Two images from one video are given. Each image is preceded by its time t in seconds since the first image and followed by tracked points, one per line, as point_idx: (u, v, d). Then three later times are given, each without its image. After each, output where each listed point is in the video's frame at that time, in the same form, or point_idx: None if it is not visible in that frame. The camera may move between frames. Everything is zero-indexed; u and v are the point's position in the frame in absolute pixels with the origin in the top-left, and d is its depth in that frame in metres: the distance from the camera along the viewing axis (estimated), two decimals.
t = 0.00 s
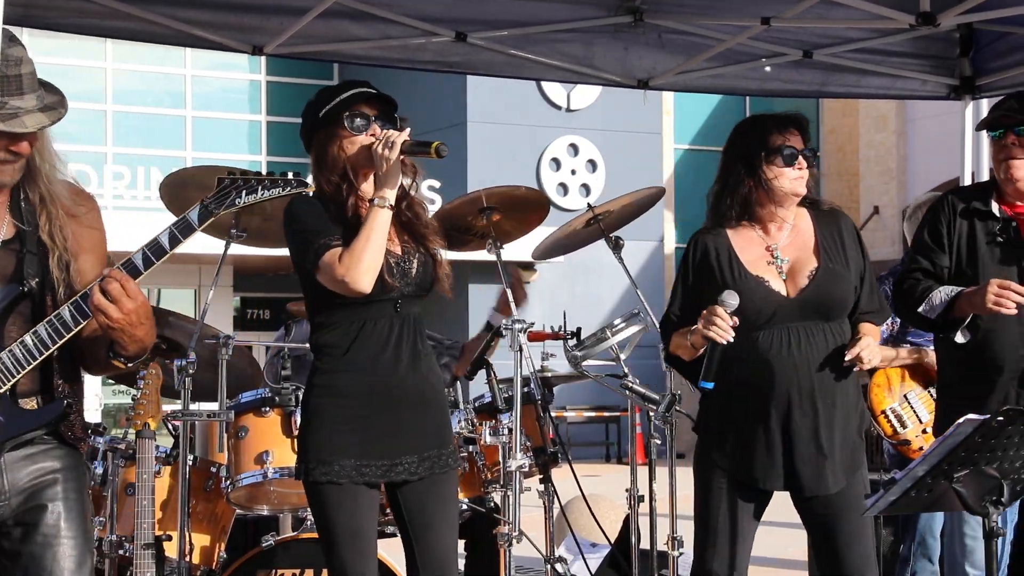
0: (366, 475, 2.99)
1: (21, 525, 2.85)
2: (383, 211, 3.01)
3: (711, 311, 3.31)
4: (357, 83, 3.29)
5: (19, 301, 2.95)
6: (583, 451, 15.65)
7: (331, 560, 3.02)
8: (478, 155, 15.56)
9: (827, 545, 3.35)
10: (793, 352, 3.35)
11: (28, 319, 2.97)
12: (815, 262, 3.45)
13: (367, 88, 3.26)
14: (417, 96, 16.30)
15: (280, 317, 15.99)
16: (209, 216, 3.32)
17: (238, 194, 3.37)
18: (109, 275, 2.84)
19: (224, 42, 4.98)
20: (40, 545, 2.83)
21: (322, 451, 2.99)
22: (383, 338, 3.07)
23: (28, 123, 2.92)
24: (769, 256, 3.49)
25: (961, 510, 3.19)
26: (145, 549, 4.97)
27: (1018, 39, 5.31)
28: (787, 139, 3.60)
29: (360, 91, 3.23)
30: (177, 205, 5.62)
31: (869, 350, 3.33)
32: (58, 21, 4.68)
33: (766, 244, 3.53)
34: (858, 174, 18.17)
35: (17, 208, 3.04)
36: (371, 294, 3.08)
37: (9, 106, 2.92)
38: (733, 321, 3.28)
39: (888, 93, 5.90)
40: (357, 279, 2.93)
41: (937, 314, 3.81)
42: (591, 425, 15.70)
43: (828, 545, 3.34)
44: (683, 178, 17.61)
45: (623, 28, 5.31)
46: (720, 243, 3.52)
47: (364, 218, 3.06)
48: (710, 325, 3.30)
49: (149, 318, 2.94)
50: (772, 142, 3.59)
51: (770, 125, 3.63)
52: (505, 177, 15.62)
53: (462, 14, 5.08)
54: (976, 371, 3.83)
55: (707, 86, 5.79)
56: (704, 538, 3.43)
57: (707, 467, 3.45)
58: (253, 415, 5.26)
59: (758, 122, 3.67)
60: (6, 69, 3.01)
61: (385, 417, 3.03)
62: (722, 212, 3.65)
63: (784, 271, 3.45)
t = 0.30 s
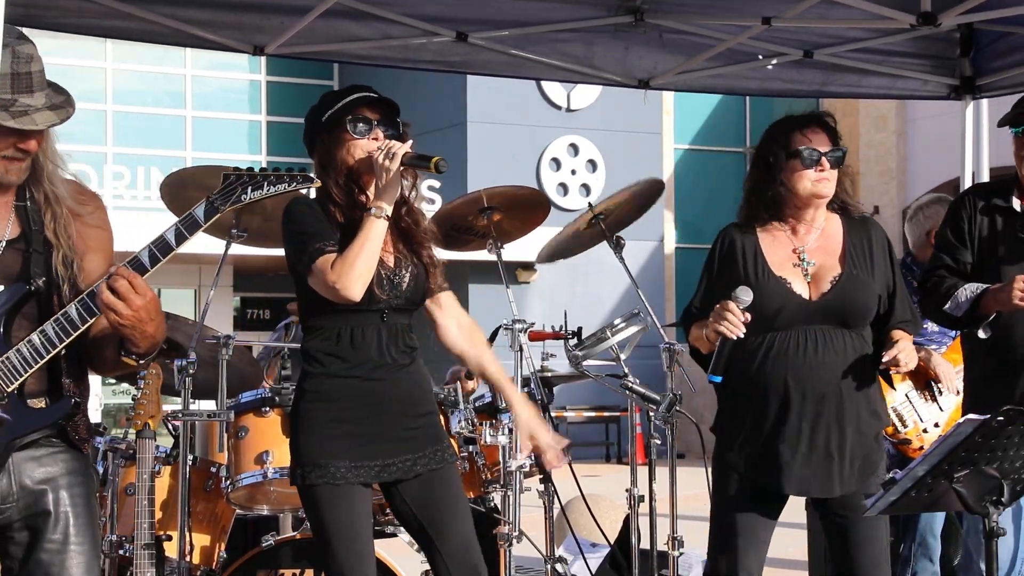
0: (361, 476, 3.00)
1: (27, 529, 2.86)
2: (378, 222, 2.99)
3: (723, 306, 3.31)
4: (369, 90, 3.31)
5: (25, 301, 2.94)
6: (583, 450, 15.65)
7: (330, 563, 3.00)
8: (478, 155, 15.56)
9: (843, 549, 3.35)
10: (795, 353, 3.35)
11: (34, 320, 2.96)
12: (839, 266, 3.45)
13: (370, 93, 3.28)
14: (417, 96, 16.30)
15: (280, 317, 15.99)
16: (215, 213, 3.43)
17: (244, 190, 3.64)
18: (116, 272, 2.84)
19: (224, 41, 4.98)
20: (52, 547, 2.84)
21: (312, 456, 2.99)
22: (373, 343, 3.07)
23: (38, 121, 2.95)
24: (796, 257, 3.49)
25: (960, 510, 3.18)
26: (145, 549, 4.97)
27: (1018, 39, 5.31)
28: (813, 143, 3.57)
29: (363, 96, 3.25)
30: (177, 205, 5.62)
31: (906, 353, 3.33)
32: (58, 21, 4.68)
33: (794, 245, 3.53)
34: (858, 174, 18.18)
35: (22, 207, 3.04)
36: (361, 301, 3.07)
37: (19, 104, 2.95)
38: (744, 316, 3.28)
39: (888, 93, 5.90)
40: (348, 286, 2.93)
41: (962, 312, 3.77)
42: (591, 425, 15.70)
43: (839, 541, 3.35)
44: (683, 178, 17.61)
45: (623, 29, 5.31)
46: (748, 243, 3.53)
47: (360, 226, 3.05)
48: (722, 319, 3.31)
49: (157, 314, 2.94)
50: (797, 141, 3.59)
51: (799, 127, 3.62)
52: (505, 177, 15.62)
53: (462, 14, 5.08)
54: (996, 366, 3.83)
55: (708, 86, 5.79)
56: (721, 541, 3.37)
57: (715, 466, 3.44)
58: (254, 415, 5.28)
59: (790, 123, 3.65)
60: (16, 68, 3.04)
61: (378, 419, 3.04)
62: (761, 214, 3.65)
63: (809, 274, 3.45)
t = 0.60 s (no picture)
0: (361, 473, 3.01)
1: (32, 529, 2.86)
2: (380, 220, 3.01)
3: (741, 299, 3.28)
4: (386, 91, 3.32)
5: (37, 307, 2.92)
6: (583, 450, 15.65)
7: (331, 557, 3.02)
8: (478, 155, 15.56)
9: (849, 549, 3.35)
10: (808, 351, 3.35)
11: (43, 328, 2.97)
12: (858, 269, 3.44)
13: (388, 94, 3.28)
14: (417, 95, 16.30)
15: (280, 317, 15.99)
16: (235, 233, 3.15)
17: (265, 210, 3.18)
18: (156, 267, 2.83)
19: (224, 41, 4.98)
20: (57, 547, 2.85)
21: (317, 449, 3.01)
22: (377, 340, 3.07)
23: (67, 135, 2.95)
24: (815, 256, 3.48)
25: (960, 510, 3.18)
26: (145, 549, 4.97)
27: (1018, 39, 5.31)
28: (827, 139, 3.55)
29: (377, 98, 3.26)
30: (177, 204, 5.62)
31: (908, 361, 3.33)
32: (58, 21, 4.68)
33: (813, 245, 3.52)
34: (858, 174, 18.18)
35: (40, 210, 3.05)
36: (368, 300, 3.09)
37: (52, 115, 2.95)
38: (762, 310, 3.25)
39: (888, 93, 5.91)
40: (341, 282, 2.97)
41: (985, 312, 3.78)
42: (591, 425, 15.70)
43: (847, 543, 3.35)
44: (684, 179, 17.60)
45: (623, 28, 5.32)
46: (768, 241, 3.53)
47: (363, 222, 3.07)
48: (738, 313, 3.27)
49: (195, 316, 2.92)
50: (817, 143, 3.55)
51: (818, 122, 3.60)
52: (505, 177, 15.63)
53: (462, 14, 5.08)
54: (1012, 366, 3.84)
55: (708, 86, 5.80)
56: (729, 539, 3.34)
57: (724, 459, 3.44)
58: (254, 415, 5.28)
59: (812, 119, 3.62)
60: (55, 77, 3.02)
61: (382, 417, 3.03)
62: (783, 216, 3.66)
63: (827, 274, 3.44)
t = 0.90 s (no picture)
0: (397, 474, 2.94)
1: (32, 529, 2.85)
2: (392, 236, 2.95)
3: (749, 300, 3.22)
4: (406, 96, 3.25)
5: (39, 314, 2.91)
6: (583, 451, 15.65)
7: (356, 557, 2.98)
8: (477, 155, 15.57)
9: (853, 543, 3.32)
10: (826, 355, 3.28)
11: (46, 330, 2.96)
12: (878, 275, 3.36)
13: (408, 99, 3.22)
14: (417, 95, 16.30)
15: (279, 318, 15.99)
16: (243, 246, 3.27)
17: (272, 226, 3.35)
18: (163, 281, 2.83)
19: (224, 41, 4.98)
20: (58, 547, 2.85)
21: (355, 446, 2.97)
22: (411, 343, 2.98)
23: (54, 144, 2.93)
24: (835, 259, 3.41)
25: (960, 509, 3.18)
26: (145, 549, 4.97)
27: (1018, 39, 5.31)
28: (816, 145, 3.55)
29: (394, 106, 3.21)
30: (178, 205, 5.62)
31: (944, 362, 3.33)
32: (57, 20, 4.67)
33: (834, 248, 3.45)
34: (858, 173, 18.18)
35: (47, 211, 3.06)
36: (391, 307, 3.04)
37: (40, 123, 2.95)
38: (768, 311, 3.20)
39: (888, 93, 5.91)
40: (356, 301, 2.94)
41: (987, 304, 3.78)
42: (591, 425, 15.70)
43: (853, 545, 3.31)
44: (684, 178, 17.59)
45: (623, 28, 5.31)
46: (789, 239, 3.48)
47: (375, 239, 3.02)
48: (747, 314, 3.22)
49: (196, 329, 2.92)
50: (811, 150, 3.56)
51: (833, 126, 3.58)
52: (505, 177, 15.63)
53: (462, 14, 5.07)
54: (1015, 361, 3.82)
55: (708, 85, 5.80)
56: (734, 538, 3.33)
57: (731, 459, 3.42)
58: (254, 415, 5.27)
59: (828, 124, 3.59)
60: (48, 84, 3.01)
61: (418, 419, 2.94)
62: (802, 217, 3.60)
63: (848, 278, 3.37)
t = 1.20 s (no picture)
0: (431, 469, 2.92)
1: (34, 528, 2.85)
2: (426, 227, 2.98)
3: (754, 296, 3.26)
4: (449, 89, 3.20)
5: (35, 306, 2.93)
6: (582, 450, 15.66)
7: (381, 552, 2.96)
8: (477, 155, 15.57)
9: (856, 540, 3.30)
10: (845, 352, 3.28)
11: (43, 326, 2.96)
12: (883, 277, 3.34)
13: (448, 95, 3.17)
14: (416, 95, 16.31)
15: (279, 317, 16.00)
16: (234, 228, 3.56)
17: (261, 208, 3.71)
18: (155, 267, 2.83)
19: (224, 41, 4.98)
20: (59, 546, 2.85)
21: (388, 442, 2.96)
22: (445, 339, 2.98)
23: (41, 142, 2.95)
24: (841, 260, 3.39)
25: (960, 510, 3.18)
26: (145, 549, 4.97)
27: (1018, 39, 5.31)
28: (819, 148, 3.52)
29: (432, 100, 3.16)
30: (177, 204, 5.63)
31: (932, 362, 3.20)
32: (57, 20, 4.68)
33: (840, 247, 3.43)
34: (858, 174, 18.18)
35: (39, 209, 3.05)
36: (430, 299, 3.03)
37: (26, 121, 2.95)
38: (771, 307, 3.23)
39: (888, 93, 5.91)
40: (390, 290, 2.97)
41: (968, 312, 3.77)
42: (591, 424, 15.71)
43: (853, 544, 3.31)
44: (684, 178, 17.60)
45: (623, 28, 5.31)
46: (795, 238, 3.47)
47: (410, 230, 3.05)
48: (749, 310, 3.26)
49: (189, 314, 2.92)
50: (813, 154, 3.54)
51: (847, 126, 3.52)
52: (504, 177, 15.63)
53: (462, 14, 5.07)
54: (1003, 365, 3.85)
55: (707, 85, 5.80)
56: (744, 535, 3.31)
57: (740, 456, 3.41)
58: (255, 415, 5.27)
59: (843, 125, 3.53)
60: (34, 82, 3.02)
61: (453, 414, 2.93)
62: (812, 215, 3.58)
63: (852, 278, 3.36)
